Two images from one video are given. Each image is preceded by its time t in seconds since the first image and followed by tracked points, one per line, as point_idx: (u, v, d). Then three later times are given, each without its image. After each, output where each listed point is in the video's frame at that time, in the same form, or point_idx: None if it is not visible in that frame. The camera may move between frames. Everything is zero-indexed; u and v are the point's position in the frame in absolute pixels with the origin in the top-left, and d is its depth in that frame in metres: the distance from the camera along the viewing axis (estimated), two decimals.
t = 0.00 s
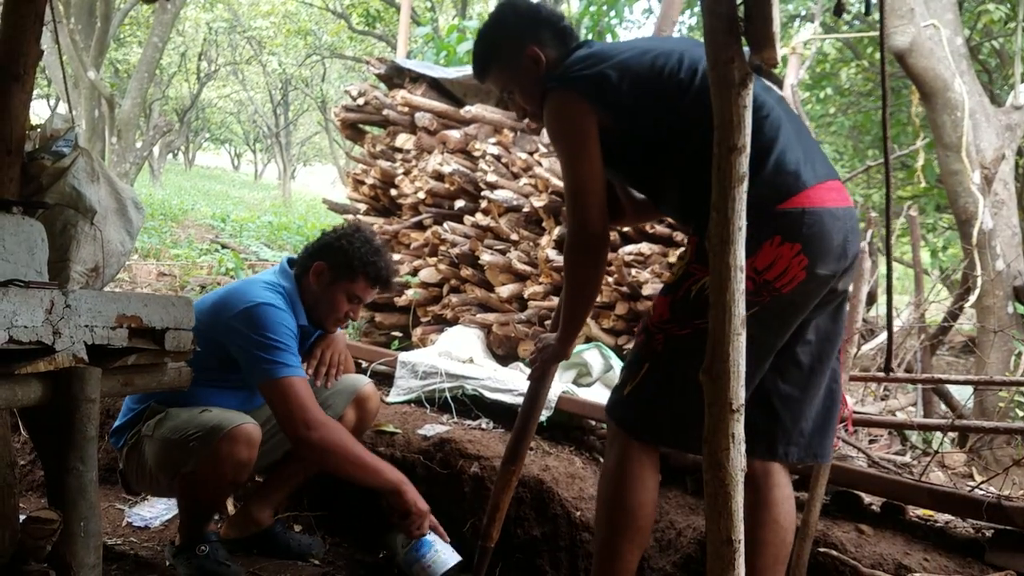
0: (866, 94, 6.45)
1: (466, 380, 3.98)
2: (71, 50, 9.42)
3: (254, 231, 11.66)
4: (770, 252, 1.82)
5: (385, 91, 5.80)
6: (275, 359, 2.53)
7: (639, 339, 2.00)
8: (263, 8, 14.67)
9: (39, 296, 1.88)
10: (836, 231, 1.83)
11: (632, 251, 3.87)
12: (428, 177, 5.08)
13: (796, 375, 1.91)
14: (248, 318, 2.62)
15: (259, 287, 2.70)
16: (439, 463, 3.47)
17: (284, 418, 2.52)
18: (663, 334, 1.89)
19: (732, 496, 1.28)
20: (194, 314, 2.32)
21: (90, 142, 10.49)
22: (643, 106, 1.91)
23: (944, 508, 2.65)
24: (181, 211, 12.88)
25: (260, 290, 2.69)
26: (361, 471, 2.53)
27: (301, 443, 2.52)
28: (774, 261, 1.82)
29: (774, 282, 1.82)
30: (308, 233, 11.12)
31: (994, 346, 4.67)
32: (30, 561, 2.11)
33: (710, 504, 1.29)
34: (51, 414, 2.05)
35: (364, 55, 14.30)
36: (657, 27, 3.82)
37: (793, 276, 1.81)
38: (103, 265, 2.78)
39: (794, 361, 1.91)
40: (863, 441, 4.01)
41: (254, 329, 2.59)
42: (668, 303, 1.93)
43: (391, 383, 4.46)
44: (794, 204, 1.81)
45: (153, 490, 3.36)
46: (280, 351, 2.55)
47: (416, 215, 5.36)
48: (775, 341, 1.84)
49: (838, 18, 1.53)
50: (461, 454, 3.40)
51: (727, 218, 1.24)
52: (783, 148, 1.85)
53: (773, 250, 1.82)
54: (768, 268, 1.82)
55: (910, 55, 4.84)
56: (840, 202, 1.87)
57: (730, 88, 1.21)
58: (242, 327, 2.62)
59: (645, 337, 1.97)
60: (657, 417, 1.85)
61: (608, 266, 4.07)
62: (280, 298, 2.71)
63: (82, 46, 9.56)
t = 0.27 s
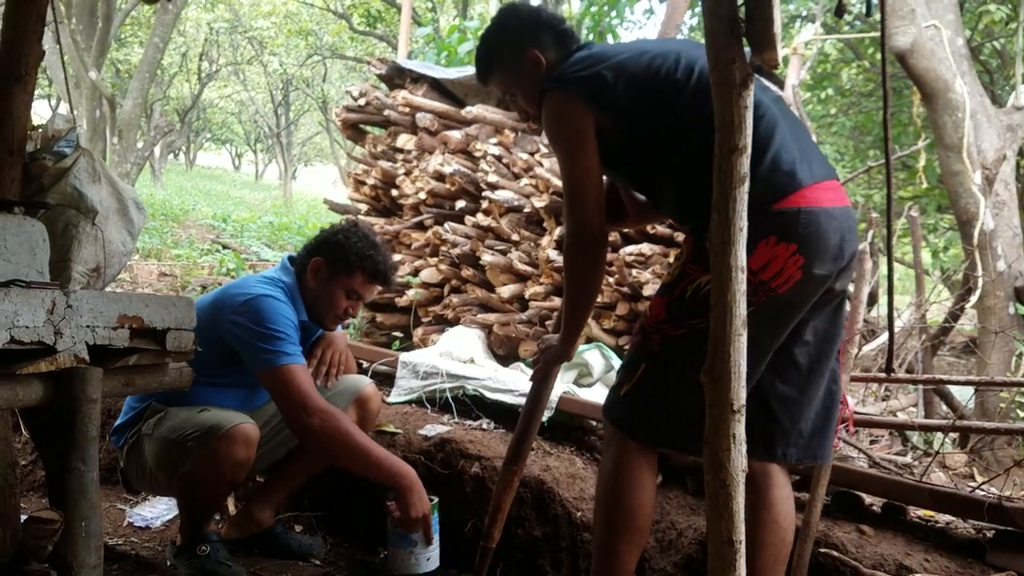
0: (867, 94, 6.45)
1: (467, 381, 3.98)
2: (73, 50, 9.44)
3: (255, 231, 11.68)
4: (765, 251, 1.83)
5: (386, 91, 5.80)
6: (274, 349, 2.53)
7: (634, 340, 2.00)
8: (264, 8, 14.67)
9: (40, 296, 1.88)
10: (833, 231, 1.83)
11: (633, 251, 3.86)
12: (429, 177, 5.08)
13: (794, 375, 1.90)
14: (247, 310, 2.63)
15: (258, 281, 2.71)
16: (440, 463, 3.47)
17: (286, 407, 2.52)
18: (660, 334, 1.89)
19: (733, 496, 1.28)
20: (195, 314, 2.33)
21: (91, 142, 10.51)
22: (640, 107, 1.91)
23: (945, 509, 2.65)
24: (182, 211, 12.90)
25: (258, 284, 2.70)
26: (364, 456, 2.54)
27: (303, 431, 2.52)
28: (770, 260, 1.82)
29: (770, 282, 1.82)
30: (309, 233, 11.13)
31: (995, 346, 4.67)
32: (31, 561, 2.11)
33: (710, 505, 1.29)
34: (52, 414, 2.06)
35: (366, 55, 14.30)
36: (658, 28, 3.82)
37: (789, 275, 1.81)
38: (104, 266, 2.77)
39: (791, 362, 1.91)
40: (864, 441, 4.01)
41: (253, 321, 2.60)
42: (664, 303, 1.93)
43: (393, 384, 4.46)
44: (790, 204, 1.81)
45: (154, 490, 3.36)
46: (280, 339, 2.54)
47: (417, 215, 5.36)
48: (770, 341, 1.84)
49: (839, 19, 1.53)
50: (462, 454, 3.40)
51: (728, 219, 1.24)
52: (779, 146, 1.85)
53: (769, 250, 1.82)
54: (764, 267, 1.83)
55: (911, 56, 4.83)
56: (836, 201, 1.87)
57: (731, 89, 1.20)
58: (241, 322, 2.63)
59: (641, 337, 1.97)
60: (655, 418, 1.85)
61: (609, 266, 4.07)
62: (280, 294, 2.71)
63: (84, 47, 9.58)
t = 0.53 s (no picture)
0: (868, 94, 6.44)
1: (468, 381, 3.98)
2: (73, 50, 9.46)
3: (256, 231, 11.68)
4: (763, 251, 1.83)
5: (387, 91, 5.81)
6: (264, 342, 2.53)
7: (632, 340, 2.00)
8: (265, 9, 14.68)
9: (41, 296, 1.88)
10: (830, 230, 1.83)
11: (633, 251, 3.87)
12: (430, 178, 5.08)
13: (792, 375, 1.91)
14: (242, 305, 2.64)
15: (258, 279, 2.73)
16: (441, 464, 3.47)
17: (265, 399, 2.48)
18: (657, 334, 1.89)
19: (733, 497, 1.28)
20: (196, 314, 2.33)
21: (92, 142, 10.51)
22: (637, 108, 1.92)
23: (945, 509, 2.65)
24: (183, 212, 12.90)
25: (255, 281, 2.72)
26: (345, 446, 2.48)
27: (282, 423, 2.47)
28: (767, 260, 1.82)
29: (767, 281, 1.82)
30: (310, 233, 11.14)
31: (996, 347, 4.67)
32: (32, 561, 2.06)
33: (711, 505, 1.29)
34: (54, 413, 2.06)
35: (366, 56, 14.30)
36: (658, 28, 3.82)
37: (786, 275, 1.81)
38: (105, 266, 2.78)
39: (790, 362, 1.91)
40: (864, 441, 4.01)
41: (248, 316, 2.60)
42: (662, 303, 1.93)
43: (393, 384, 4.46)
44: (787, 203, 1.81)
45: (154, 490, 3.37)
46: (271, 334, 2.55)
47: (417, 215, 5.37)
48: (767, 340, 1.85)
49: (838, 19, 1.53)
50: (462, 455, 3.40)
51: (729, 218, 1.24)
52: (777, 146, 1.85)
53: (766, 249, 1.83)
54: (762, 267, 1.83)
55: (912, 56, 4.82)
56: (834, 200, 1.86)
57: (732, 89, 1.21)
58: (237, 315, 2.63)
59: (640, 337, 1.97)
60: (654, 419, 1.85)
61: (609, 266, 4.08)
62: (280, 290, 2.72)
63: (84, 47, 9.59)
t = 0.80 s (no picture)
0: (868, 94, 6.44)
1: (468, 381, 3.98)
2: (74, 50, 9.46)
3: (256, 231, 11.69)
4: (761, 251, 1.83)
5: (387, 91, 5.81)
6: (258, 339, 2.52)
7: (630, 341, 2.00)
8: (266, 9, 14.69)
9: (41, 296, 1.88)
10: (828, 230, 1.83)
11: (633, 252, 3.87)
12: (430, 177, 5.08)
13: (791, 375, 1.90)
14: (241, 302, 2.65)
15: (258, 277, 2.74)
16: (441, 464, 3.47)
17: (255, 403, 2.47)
18: (656, 334, 1.89)
19: (732, 497, 1.28)
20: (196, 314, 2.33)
21: (92, 142, 10.52)
22: (635, 108, 1.92)
23: (945, 509, 2.65)
24: (183, 212, 12.91)
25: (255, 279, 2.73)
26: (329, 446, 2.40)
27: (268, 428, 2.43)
28: (766, 260, 1.82)
29: (766, 281, 1.82)
30: (310, 233, 11.14)
31: (996, 347, 4.67)
32: (31, 561, 2.07)
33: (710, 505, 1.29)
34: (54, 413, 2.06)
35: (366, 56, 14.30)
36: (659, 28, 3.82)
37: (785, 275, 1.81)
38: (105, 266, 2.78)
39: (789, 362, 1.91)
40: (864, 441, 4.01)
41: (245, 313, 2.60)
42: (660, 303, 1.93)
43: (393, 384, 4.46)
44: (785, 203, 1.81)
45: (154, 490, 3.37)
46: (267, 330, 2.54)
47: (417, 215, 5.37)
48: (766, 341, 1.85)
49: (838, 19, 1.53)
50: (462, 455, 3.40)
51: (729, 218, 1.24)
52: (775, 145, 1.85)
53: (765, 249, 1.83)
54: (761, 267, 1.83)
55: (912, 56, 4.82)
56: (832, 200, 1.86)
57: (731, 89, 1.21)
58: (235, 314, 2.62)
59: (638, 338, 1.97)
60: (652, 419, 1.85)
61: (609, 267, 4.08)
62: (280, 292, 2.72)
63: (84, 47, 9.60)
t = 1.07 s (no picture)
0: (869, 94, 6.45)
1: (468, 381, 3.98)
2: (74, 50, 9.47)
3: (256, 231, 11.69)
4: (761, 251, 1.83)
5: (387, 91, 5.81)
6: (258, 332, 2.51)
7: (629, 341, 2.00)
8: (266, 9, 14.69)
9: (41, 296, 1.88)
10: (827, 230, 1.83)
11: (634, 252, 3.88)
12: (430, 177, 5.07)
13: (790, 375, 1.90)
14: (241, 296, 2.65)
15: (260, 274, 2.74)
16: (441, 463, 3.47)
17: (242, 388, 2.46)
18: (655, 334, 1.89)
19: (733, 498, 1.28)
20: (196, 314, 2.33)
21: (93, 142, 10.53)
22: (632, 108, 1.92)
23: (946, 509, 2.64)
24: (184, 212, 12.92)
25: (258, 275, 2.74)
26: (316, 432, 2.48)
27: (254, 413, 2.44)
28: (765, 259, 1.82)
29: (766, 281, 1.82)
30: (310, 233, 11.14)
31: (996, 347, 4.67)
32: (32, 561, 2.07)
33: (710, 505, 1.28)
34: (54, 412, 2.06)
35: (367, 56, 14.30)
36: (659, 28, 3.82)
37: (784, 274, 1.81)
38: (105, 266, 2.78)
39: (788, 362, 1.91)
40: (865, 441, 4.01)
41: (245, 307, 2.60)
42: (660, 303, 1.93)
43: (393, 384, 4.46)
44: (784, 202, 1.81)
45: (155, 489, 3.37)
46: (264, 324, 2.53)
47: (417, 215, 5.37)
48: (766, 341, 1.85)
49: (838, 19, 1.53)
50: (463, 455, 3.40)
51: (729, 217, 1.24)
52: (774, 144, 1.85)
53: (764, 249, 1.83)
54: (760, 267, 1.83)
55: (912, 56, 4.83)
56: (831, 200, 1.86)
57: (731, 89, 1.21)
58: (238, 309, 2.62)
59: (637, 338, 1.97)
60: (652, 419, 1.85)
61: (609, 267, 4.09)
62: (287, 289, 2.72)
63: (85, 47, 9.60)
